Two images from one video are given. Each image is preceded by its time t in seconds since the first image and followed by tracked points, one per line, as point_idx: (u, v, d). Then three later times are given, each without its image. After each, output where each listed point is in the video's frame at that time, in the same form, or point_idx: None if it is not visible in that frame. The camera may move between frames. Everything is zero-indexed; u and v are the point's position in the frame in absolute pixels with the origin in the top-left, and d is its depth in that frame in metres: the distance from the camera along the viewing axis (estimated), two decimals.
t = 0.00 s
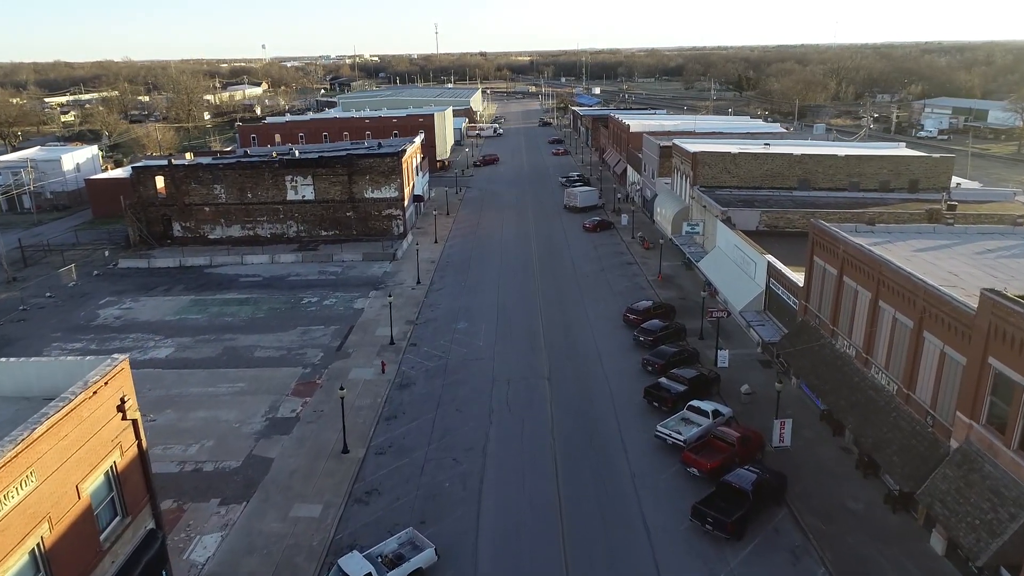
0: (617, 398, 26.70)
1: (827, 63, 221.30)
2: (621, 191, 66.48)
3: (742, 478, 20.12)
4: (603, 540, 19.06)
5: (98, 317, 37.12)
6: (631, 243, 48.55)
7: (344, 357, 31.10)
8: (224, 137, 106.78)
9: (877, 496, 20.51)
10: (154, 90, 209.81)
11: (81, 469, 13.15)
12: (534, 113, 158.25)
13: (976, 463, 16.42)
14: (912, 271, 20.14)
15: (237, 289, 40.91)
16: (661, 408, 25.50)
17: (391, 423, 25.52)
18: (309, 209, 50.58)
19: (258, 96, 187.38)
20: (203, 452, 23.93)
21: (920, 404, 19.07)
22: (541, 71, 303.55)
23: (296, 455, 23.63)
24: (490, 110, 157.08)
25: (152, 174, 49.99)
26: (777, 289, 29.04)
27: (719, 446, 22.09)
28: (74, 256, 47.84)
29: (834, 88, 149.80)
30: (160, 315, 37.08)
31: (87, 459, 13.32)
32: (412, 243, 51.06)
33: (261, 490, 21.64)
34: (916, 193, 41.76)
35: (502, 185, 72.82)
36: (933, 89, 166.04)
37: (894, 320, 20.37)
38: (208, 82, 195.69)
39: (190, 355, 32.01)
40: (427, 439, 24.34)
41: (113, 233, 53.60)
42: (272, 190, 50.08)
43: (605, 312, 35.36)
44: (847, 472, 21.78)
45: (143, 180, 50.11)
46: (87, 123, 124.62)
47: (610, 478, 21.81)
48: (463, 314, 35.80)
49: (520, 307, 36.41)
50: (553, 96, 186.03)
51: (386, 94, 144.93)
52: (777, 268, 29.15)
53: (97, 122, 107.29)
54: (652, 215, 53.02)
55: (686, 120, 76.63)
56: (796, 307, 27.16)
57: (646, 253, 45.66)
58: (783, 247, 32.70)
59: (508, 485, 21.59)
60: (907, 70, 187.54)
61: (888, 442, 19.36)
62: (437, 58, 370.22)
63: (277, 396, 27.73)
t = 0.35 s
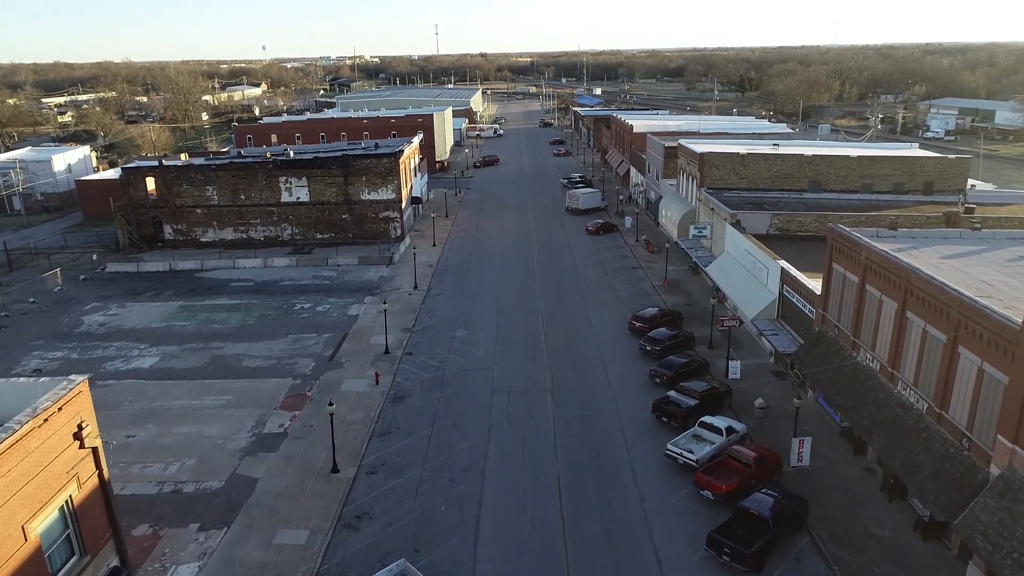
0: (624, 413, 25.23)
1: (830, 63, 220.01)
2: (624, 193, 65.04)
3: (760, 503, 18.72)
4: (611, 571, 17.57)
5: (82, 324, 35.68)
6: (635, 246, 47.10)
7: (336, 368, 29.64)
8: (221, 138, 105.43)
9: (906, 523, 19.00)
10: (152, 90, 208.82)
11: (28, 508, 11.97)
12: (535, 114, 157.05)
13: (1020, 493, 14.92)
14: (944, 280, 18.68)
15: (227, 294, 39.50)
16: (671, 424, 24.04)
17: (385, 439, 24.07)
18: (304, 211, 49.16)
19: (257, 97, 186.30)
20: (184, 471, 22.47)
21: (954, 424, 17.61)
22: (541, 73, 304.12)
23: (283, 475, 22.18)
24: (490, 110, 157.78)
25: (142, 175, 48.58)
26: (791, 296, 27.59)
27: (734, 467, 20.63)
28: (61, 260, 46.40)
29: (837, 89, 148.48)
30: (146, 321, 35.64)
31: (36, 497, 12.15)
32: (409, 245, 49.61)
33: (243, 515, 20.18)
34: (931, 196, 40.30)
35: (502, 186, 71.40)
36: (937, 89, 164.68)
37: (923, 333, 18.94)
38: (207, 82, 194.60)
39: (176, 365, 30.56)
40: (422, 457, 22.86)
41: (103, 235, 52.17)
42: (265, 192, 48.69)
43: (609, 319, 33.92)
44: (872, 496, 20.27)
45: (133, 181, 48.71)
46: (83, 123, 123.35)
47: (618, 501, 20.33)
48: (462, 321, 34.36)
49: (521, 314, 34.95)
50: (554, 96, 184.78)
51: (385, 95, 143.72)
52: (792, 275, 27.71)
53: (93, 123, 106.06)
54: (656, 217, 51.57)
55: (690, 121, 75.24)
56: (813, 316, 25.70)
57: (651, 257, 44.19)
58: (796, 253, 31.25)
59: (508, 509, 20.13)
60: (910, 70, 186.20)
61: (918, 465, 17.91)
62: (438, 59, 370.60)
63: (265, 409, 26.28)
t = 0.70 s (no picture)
0: (632, 429, 23.76)
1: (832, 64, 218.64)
2: (627, 195, 63.54)
3: (781, 533, 17.25)
4: None
5: (64, 331, 34.22)
6: (640, 250, 45.63)
7: (328, 379, 28.19)
8: (218, 139, 103.96)
9: (940, 553, 17.52)
10: (151, 91, 207.38)
11: None
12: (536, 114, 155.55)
13: None
14: (980, 290, 17.19)
15: (217, 300, 38.06)
16: (682, 442, 22.61)
17: (377, 458, 22.60)
18: (298, 213, 47.73)
19: (255, 97, 184.78)
20: (161, 493, 21.02)
21: (994, 448, 16.13)
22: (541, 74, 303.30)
23: (267, 497, 20.71)
24: (490, 110, 158.04)
25: (131, 176, 47.19)
26: (807, 305, 26.13)
27: (750, 491, 19.19)
28: (46, 264, 44.98)
29: (841, 89, 146.96)
30: (131, 329, 34.19)
31: None
32: (406, 249, 48.16)
33: (223, 542, 18.72)
34: (948, 198, 38.82)
35: (502, 188, 69.92)
36: (941, 90, 163.16)
37: (958, 347, 17.45)
38: (204, 83, 193.03)
39: (159, 376, 29.10)
40: (416, 478, 21.38)
41: (92, 238, 50.74)
42: (258, 194, 47.27)
43: (614, 328, 32.47)
44: (901, 522, 18.78)
45: (122, 183, 47.31)
46: (79, 124, 121.84)
47: (626, 527, 18.84)
48: (460, 329, 32.89)
49: (522, 322, 33.49)
50: (555, 97, 183.49)
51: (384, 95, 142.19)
52: (807, 281, 26.25)
53: (88, 124, 104.60)
54: (661, 220, 50.10)
55: (694, 121, 73.77)
56: (831, 326, 24.23)
57: (656, 261, 42.72)
58: (810, 258, 29.77)
59: (507, 537, 18.63)
60: (914, 70, 184.65)
61: (954, 492, 16.43)
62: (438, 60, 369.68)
63: (250, 425, 24.83)
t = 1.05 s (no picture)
0: (640, 448, 22.27)
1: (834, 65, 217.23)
2: (630, 197, 62.06)
3: (806, 568, 15.77)
4: None
5: (44, 339, 32.75)
6: (644, 253, 44.15)
7: (318, 392, 26.70)
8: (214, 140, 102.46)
9: None
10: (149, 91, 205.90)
11: None
12: (536, 115, 153.99)
13: None
14: None
15: (205, 306, 36.60)
16: (694, 461, 21.16)
17: (368, 479, 21.09)
18: (292, 215, 46.26)
19: (254, 98, 183.25)
20: (135, 518, 19.53)
21: None
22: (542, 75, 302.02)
23: (249, 523, 19.21)
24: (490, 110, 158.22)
25: (120, 178, 45.74)
26: (826, 314, 24.64)
27: (770, 519, 17.74)
28: (31, 268, 43.51)
29: (844, 90, 145.51)
30: (114, 337, 32.73)
31: None
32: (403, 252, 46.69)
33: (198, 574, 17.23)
34: (966, 201, 37.31)
35: (502, 190, 68.47)
36: (946, 90, 161.64)
37: (1000, 364, 15.97)
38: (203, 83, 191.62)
39: (141, 388, 27.62)
40: (410, 503, 19.90)
41: (80, 242, 49.28)
42: (251, 195, 45.82)
43: (620, 336, 30.98)
44: (936, 552, 17.27)
45: (111, 184, 45.85)
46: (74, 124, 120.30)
47: (636, 559, 17.33)
48: (458, 338, 31.42)
49: (523, 330, 32.00)
50: (556, 98, 182.17)
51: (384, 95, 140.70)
52: (825, 289, 24.76)
53: (82, 124, 103.14)
54: (666, 223, 48.62)
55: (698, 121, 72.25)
56: (853, 337, 22.75)
57: (662, 265, 41.24)
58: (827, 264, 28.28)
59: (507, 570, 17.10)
60: (918, 71, 183.12)
61: (998, 525, 14.90)
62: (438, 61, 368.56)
63: (235, 442, 23.34)
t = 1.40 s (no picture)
0: (650, 468, 20.81)
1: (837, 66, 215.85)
2: (634, 199, 60.62)
3: None
4: None
5: (23, 348, 31.32)
6: (649, 257, 42.70)
7: (307, 406, 25.23)
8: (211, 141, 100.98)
9: None
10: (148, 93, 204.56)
11: None
12: (537, 116, 152.43)
13: None
14: None
15: (193, 313, 35.15)
16: (708, 484, 19.67)
17: (358, 503, 19.62)
18: (286, 218, 44.83)
19: (252, 99, 181.86)
20: (105, 546, 18.08)
21: None
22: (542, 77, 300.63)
23: (227, 552, 17.73)
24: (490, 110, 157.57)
25: (108, 179, 44.32)
26: (846, 323, 23.19)
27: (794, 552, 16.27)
28: (15, 273, 42.07)
29: (848, 91, 144.07)
30: (96, 346, 31.31)
31: None
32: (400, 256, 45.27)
33: None
34: (984, 204, 35.88)
35: (503, 192, 67.10)
36: (950, 91, 160.08)
37: None
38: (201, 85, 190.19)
39: (121, 401, 26.16)
40: (402, 529, 18.43)
41: (67, 245, 47.82)
42: (243, 197, 44.40)
43: (626, 345, 29.53)
44: None
45: (98, 186, 44.42)
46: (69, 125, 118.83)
47: None
48: (456, 347, 29.97)
49: (523, 339, 30.55)
50: (557, 98, 180.52)
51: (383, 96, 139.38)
52: (846, 297, 23.31)
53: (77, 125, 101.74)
54: (671, 225, 47.17)
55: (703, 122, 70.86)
56: (877, 350, 21.30)
57: (668, 270, 39.81)
58: (844, 270, 26.85)
59: None
60: (921, 72, 181.71)
61: None
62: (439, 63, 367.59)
63: (217, 461, 21.88)
